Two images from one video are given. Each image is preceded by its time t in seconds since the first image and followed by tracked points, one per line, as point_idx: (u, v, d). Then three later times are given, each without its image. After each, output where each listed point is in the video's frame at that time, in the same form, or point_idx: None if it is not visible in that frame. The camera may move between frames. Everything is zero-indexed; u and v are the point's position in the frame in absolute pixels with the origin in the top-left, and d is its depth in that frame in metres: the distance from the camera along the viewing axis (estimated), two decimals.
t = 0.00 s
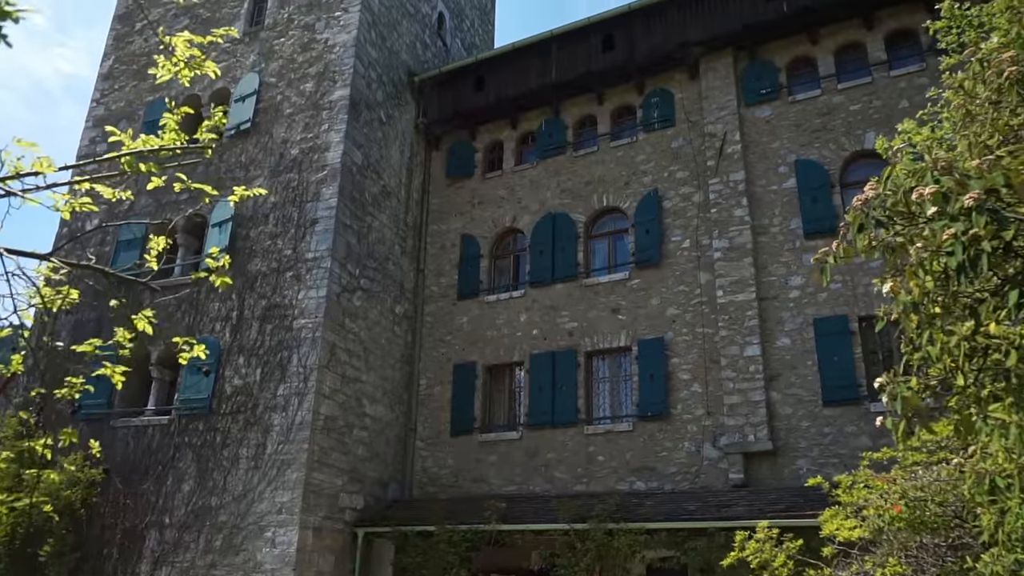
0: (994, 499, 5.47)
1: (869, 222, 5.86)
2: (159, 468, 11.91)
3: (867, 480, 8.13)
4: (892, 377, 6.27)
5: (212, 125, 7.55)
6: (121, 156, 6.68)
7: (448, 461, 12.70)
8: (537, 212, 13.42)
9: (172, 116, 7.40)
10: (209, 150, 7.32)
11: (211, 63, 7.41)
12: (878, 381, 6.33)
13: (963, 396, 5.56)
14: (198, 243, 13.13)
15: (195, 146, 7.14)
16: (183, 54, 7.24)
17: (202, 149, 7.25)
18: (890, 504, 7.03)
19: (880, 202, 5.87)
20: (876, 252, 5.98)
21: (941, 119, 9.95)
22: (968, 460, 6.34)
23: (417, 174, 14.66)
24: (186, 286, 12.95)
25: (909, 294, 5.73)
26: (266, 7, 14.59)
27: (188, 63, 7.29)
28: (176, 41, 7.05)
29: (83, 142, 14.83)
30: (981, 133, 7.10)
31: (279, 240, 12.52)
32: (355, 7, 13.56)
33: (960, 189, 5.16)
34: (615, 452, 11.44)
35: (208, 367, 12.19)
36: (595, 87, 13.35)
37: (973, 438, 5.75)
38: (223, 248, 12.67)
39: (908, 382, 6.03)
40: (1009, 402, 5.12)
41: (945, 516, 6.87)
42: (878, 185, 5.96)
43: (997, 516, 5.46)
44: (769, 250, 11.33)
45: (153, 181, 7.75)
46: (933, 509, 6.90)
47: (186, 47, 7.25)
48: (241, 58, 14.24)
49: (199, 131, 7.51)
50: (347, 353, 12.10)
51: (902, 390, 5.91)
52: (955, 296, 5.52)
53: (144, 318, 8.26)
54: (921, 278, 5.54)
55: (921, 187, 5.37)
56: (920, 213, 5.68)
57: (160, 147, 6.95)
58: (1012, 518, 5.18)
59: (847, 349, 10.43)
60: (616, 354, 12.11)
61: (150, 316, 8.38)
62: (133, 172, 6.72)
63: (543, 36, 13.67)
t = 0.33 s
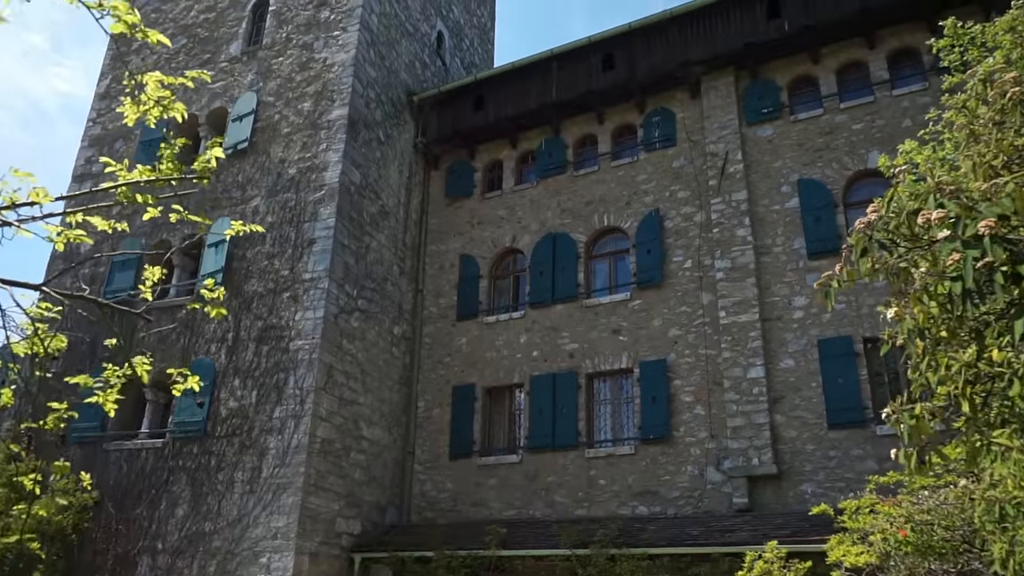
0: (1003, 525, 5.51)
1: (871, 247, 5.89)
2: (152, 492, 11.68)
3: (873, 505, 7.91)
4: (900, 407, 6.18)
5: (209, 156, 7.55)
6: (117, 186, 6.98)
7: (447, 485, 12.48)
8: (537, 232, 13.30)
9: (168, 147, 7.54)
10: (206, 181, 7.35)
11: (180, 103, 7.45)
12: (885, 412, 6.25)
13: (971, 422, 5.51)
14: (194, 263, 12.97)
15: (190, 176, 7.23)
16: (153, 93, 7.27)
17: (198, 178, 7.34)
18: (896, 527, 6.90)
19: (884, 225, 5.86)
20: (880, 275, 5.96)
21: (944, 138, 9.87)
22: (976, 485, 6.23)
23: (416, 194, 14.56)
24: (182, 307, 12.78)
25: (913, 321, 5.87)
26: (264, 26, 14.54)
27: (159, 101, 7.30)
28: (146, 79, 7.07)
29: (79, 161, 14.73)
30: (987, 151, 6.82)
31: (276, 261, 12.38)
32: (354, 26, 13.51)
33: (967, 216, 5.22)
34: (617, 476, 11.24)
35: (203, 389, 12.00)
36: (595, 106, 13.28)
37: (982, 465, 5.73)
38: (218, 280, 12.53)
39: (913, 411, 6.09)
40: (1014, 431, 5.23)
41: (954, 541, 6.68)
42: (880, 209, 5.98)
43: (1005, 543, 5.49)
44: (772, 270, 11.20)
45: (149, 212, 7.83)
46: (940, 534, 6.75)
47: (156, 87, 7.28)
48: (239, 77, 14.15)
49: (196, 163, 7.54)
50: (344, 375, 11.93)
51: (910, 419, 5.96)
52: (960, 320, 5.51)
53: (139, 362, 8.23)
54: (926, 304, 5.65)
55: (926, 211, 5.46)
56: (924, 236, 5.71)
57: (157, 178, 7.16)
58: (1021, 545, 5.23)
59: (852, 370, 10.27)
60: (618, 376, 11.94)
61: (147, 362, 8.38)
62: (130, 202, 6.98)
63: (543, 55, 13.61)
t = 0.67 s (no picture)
0: (1012, 550, 5.39)
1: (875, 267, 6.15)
2: (145, 516, 11.45)
3: (880, 529, 7.72)
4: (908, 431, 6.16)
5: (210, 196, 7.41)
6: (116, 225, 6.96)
7: (445, 509, 12.26)
8: (537, 252, 13.18)
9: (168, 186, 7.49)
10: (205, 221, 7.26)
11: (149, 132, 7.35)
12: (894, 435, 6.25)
13: (980, 443, 5.65)
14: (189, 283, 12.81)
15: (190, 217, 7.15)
16: (123, 123, 7.11)
17: (198, 219, 7.27)
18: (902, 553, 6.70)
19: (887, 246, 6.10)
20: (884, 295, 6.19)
21: (947, 157, 9.78)
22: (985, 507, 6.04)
23: (415, 213, 14.46)
24: (177, 327, 12.60)
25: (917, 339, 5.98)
26: (262, 45, 14.48)
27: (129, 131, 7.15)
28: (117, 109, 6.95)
29: (74, 180, 14.61)
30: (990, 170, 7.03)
31: (273, 281, 12.23)
32: (353, 45, 13.45)
33: (965, 233, 5.42)
34: (618, 499, 11.04)
35: (198, 412, 11.79)
36: (595, 124, 13.21)
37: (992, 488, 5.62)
38: (213, 302, 12.43)
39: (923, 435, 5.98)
40: None
41: (962, 566, 6.41)
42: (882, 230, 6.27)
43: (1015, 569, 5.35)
44: (775, 290, 11.07)
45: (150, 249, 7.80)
46: (948, 560, 6.50)
47: (127, 117, 7.11)
48: (236, 96, 14.07)
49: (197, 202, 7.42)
50: (341, 397, 11.75)
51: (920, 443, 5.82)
52: (966, 341, 5.57)
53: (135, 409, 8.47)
54: (931, 324, 5.59)
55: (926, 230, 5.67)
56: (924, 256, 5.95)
57: (156, 220, 7.18)
58: None
59: (857, 392, 10.12)
60: (619, 398, 11.77)
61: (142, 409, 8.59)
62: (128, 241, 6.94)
63: (542, 74, 13.56)
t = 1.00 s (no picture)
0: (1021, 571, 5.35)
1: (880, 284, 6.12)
2: (138, 540, 11.22)
3: (886, 554, 7.53)
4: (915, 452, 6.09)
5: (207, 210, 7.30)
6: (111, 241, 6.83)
7: (444, 532, 12.04)
8: (537, 271, 13.05)
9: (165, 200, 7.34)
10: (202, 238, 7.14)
11: (170, 164, 7.11)
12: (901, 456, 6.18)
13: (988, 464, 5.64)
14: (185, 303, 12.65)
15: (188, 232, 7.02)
16: (142, 155, 6.90)
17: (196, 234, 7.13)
18: None
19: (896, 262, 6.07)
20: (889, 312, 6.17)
21: (952, 174, 9.69)
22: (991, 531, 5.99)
23: (414, 232, 14.35)
24: (172, 348, 12.44)
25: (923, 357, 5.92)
26: (260, 63, 14.42)
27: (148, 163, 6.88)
28: (136, 140, 6.69)
29: (70, 199, 14.48)
30: (994, 189, 6.87)
31: (270, 300, 12.09)
32: (351, 63, 13.40)
33: (977, 251, 5.39)
34: (620, 523, 10.84)
35: (192, 433, 11.60)
36: (595, 142, 13.13)
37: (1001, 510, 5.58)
38: (208, 321, 12.23)
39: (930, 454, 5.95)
40: None
41: None
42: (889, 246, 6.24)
43: None
44: (778, 310, 10.94)
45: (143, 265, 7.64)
46: None
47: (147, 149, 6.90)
48: (233, 115, 13.98)
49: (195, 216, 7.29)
50: (338, 418, 11.57)
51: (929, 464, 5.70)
52: (973, 360, 5.66)
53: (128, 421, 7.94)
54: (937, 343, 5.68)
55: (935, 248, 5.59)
56: (932, 273, 5.93)
57: (151, 234, 7.03)
58: None
59: (862, 413, 9.96)
60: (621, 420, 11.59)
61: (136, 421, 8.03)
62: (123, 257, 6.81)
63: (542, 92, 13.49)
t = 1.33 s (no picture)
0: None
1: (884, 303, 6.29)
2: (131, 565, 10.99)
3: None
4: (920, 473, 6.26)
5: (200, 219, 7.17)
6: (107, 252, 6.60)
7: (443, 556, 11.82)
8: (537, 291, 12.92)
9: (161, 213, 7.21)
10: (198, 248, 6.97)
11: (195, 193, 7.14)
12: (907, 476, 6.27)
13: (994, 486, 5.89)
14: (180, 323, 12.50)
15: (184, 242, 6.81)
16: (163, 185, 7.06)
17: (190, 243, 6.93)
18: None
19: (901, 282, 6.22)
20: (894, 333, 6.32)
21: (956, 192, 9.59)
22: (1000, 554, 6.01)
23: (412, 251, 14.22)
24: (167, 368, 12.26)
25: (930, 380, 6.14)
26: (258, 82, 14.36)
27: (169, 193, 7.04)
28: (160, 168, 6.88)
29: (65, 218, 14.37)
30: (999, 208, 7.02)
31: (266, 320, 11.94)
32: (350, 82, 13.35)
33: (982, 270, 5.61)
34: (622, 547, 10.64)
35: (187, 455, 11.41)
36: (596, 162, 13.06)
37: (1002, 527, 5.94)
38: (204, 342, 12.09)
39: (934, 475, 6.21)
40: None
41: None
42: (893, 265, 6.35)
43: None
44: (781, 330, 10.80)
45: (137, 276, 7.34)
46: None
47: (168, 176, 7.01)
48: (231, 133, 13.90)
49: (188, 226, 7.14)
50: (335, 440, 11.38)
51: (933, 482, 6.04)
52: (978, 381, 6.07)
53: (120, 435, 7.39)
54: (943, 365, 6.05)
55: (940, 266, 5.84)
56: (937, 292, 6.09)
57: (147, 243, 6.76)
58: None
59: (868, 435, 9.80)
60: (622, 442, 11.42)
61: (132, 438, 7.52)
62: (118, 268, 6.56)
63: (542, 111, 13.43)
